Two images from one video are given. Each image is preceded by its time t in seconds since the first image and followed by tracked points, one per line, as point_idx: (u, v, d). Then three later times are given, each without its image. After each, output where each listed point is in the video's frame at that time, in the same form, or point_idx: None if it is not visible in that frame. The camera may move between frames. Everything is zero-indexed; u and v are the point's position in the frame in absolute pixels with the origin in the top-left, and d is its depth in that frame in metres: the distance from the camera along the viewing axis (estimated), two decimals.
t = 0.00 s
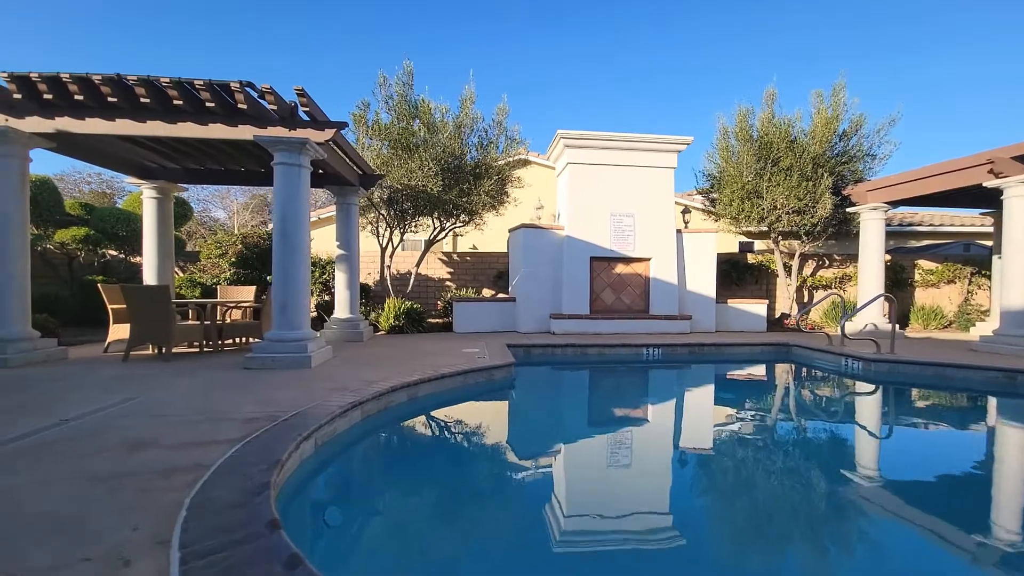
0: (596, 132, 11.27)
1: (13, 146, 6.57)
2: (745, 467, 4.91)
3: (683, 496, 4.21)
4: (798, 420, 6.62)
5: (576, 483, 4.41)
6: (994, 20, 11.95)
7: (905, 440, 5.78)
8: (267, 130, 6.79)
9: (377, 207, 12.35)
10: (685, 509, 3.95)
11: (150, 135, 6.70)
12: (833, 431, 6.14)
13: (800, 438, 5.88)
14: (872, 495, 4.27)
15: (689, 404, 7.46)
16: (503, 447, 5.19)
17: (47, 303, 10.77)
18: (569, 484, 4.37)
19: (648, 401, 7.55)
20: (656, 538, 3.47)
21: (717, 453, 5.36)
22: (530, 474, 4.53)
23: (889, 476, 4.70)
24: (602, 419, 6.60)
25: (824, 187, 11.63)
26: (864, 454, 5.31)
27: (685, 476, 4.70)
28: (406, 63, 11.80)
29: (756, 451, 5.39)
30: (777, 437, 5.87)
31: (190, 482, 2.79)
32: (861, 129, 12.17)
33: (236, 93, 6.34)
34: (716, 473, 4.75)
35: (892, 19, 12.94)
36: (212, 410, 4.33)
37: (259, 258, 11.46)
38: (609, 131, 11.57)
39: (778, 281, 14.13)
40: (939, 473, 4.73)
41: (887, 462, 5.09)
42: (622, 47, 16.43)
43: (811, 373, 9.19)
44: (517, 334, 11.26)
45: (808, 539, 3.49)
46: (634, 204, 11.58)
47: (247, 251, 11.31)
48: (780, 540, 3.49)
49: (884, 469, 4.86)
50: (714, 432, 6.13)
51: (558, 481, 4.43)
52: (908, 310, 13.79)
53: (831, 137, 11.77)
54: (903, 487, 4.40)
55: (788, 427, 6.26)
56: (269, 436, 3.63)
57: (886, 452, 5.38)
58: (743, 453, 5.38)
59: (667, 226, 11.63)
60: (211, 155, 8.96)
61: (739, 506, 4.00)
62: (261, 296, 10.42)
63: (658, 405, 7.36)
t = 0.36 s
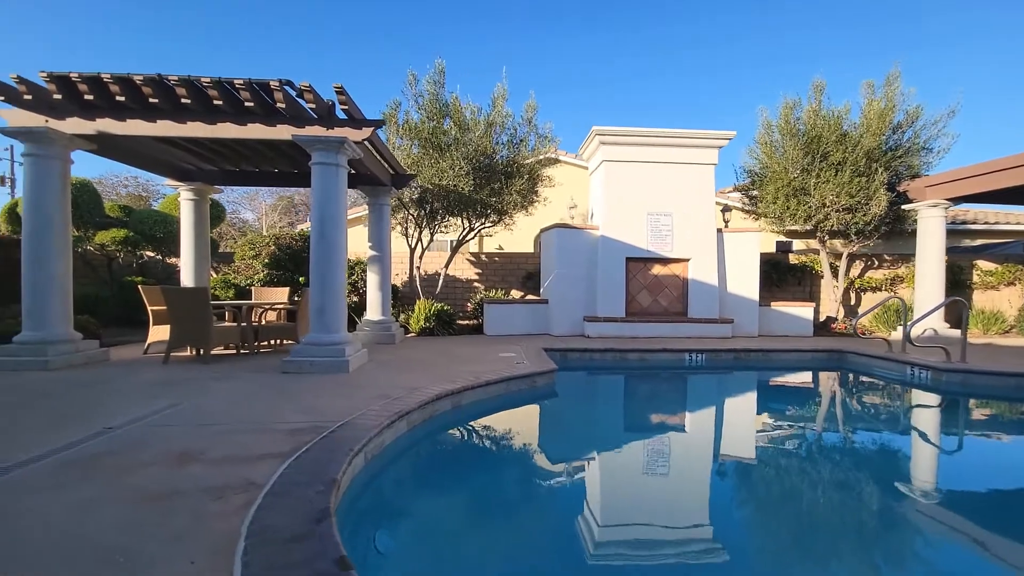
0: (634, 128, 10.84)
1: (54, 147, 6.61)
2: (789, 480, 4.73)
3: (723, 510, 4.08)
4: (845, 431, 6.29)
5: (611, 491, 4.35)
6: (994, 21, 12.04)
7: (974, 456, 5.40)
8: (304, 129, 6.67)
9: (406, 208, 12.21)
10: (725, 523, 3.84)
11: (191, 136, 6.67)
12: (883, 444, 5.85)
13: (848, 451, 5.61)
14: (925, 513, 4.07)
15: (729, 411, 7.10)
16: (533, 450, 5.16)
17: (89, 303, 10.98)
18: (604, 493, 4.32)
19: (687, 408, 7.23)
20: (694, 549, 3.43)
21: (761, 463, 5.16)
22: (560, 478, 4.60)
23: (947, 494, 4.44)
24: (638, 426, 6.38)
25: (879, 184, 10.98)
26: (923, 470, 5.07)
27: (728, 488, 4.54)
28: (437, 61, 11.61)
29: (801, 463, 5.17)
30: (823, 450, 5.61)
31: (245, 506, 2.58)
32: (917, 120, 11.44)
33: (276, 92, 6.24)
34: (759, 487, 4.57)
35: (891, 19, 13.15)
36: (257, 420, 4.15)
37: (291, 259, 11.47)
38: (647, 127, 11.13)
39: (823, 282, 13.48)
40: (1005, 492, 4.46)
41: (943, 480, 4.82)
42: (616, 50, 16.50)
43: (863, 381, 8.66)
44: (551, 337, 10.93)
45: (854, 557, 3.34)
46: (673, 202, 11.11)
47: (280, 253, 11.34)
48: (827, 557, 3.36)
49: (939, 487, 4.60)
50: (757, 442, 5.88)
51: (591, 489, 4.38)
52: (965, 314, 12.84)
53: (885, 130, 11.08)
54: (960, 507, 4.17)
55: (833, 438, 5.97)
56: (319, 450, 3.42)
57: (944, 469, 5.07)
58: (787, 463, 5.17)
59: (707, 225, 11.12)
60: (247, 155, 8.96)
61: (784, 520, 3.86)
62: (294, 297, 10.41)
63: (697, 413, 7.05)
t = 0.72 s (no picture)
0: (659, 124, 10.50)
1: (70, 144, 6.40)
2: (817, 488, 4.56)
3: (748, 518, 3.95)
4: (874, 436, 6.10)
5: (635, 499, 4.22)
6: (995, 21, 12.30)
7: None
8: (327, 126, 6.43)
9: (423, 207, 11.96)
10: (752, 534, 3.72)
11: (210, 134, 6.43)
12: (914, 450, 5.68)
13: (877, 457, 5.44)
14: (964, 524, 3.94)
15: (755, 416, 6.86)
16: (551, 455, 5.04)
17: (103, 305, 10.83)
18: (626, 501, 4.19)
19: (711, 413, 6.98)
20: (720, 558, 3.36)
21: (789, 470, 4.97)
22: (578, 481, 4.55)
23: (984, 505, 4.27)
24: (662, 431, 6.19)
25: (915, 182, 10.65)
26: (957, 476, 4.91)
27: (754, 496, 4.39)
28: (456, 57, 11.33)
29: (830, 470, 4.99)
30: (853, 456, 5.41)
31: (291, 540, 2.31)
32: (954, 115, 11.01)
33: (299, 87, 6.04)
34: (787, 494, 4.41)
35: (891, 19, 13.51)
36: (288, 433, 3.89)
37: (307, 259, 11.23)
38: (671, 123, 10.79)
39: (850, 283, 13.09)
40: None
41: (979, 489, 4.63)
42: (621, 49, 16.57)
43: (901, 386, 8.32)
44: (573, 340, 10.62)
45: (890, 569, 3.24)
46: (699, 201, 10.76)
47: (295, 253, 11.12)
48: (862, 569, 3.24)
49: (975, 497, 4.42)
50: (783, 447, 5.70)
51: (613, 497, 4.25)
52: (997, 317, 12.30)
53: (921, 126, 10.70)
54: (1000, 518, 4.01)
55: (861, 445, 5.79)
56: (360, 469, 3.15)
57: (983, 476, 4.92)
58: (815, 471, 4.99)
59: (734, 224, 10.78)
60: (264, 154, 8.76)
61: (813, 532, 3.72)
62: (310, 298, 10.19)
63: (723, 417, 6.82)
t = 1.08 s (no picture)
0: (683, 120, 10.17)
1: (80, 138, 6.10)
2: (846, 495, 4.36)
3: (773, 525, 3.78)
4: (901, 440, 5.87)
5: (657, 506, 4.04)
6: (994, 21, 12.34)
7: None
8: (349, 119, 6.14)
9: (438, 206, 11.67)
10: (777, 541, 3.55)
11: (226, 127, 6.13)
12: (941, 454, 5.45)
13: (903, 462, 5.22)
14: (994, 529, 3.76)
15: (781, 421, 6.55)
16: (567, 459, 4.86)
17: (111, 306, 10.54)
18: (647, 508, 4.00)
19: (735, 417, 6.66)
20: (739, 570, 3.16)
21: (818, 476, 4.76)
22: (594, 485, 4.40)
23: (1019, 511, 4.05)
24: (683, 436, 5.91)
25: (947, 178, 10.33)
26: (986, 483, 4.66)
27: (780, 502, 4.20)
28: (473, 52, 11.04)
29: (859, 477, 4.77)
30: (881, 462, 5.18)
31: None
32: (985, 110, 10.69)
33: (321, 77, 5.79)
34: (814, 500, 4.23)
35: (891, 19, 13.60)
36: (321, 448, 3.58)
37: (319, 259, 10.94)
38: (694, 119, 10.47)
39: (874, 283, 12.75)
40: None
41: (1011, 495, 4.40)
42: (631, 47, 16.37)
43: (939, 390, 8.00)
44: (594, 342, 10.29)
45: None
46: (723, 199, 10.43)
47: (307, 253, 10.83)
48: None
49: (1007, 503, 4.20)
50: (808, 452, 5.47)
51: (634, 505, 4.06)
52: None
53: (952, 121, 10.39)
54: None
55: (887, 449, 5.56)
56: (410, 492, 2.83)
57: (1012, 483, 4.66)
58: (842, 477, 4.78)
59: (759, 223, 10.45)
60: (277, 149, 8.44)
61: (839, 539, 3.56)
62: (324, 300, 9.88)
63: (747, 423, 6.49)
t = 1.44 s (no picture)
0: (709, 116, 9.83)
1: (94, 134, 5.80)
2: (876, 503, 4.14)
3: (797, 535, 3.59)
4: (931, 446, 5.59)
5: (678, 513, 3.89)
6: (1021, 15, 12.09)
7: None
8: (375, 113, 5.84)
9: (455, 205, 11.37)
10: (802, 549, 3.40)
11: (246, 122, 5.85)
12: (969, 459, 5.19)
13: (933, 468, 4.96)
14: None
15: (810, 428, 6.21)
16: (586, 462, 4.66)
17: (120, 308, 10.25)
18: (670, 516, 3.84)
19: (761, 424, 6.33)
20: None
21: (846, 486, 4.48)
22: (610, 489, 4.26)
23: None
24: (705, 444, 5.59)
25: (983, 176, 10.05)
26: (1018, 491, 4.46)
27: (806, 510, 3.98)
28: (494, 48, 10.73)
29: (889, 486, 4.48)
30: (914, 469, 4.89)
31: None
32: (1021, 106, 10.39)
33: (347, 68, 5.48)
34: (841, 510, 4.00)
35: (900, 16, 13.85)
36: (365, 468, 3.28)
37: (333, 260, 10.65)
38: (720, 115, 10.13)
39: (901, 284, 12.43)
40: None
41: None
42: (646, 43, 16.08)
43: (983, 396, 7.69)
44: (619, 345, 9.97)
45: None
46: (750, 197, 10.10)
47: (322, 254, 10.54)
48: None
49: None
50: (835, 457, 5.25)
51: (657, 513, 3.90)
52: None
53: (987, 118, 10.11)
54: None
55: (917, 455, 5.27)
56: (477, 525, 2.53)
57: None
58: (872, 486, 4.51)
59: (788, 223, 10.12)
60: (294, 145, 8.14)
61: (862, 544, 3.44)
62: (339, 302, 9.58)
63: (773, 431, 6.11)
